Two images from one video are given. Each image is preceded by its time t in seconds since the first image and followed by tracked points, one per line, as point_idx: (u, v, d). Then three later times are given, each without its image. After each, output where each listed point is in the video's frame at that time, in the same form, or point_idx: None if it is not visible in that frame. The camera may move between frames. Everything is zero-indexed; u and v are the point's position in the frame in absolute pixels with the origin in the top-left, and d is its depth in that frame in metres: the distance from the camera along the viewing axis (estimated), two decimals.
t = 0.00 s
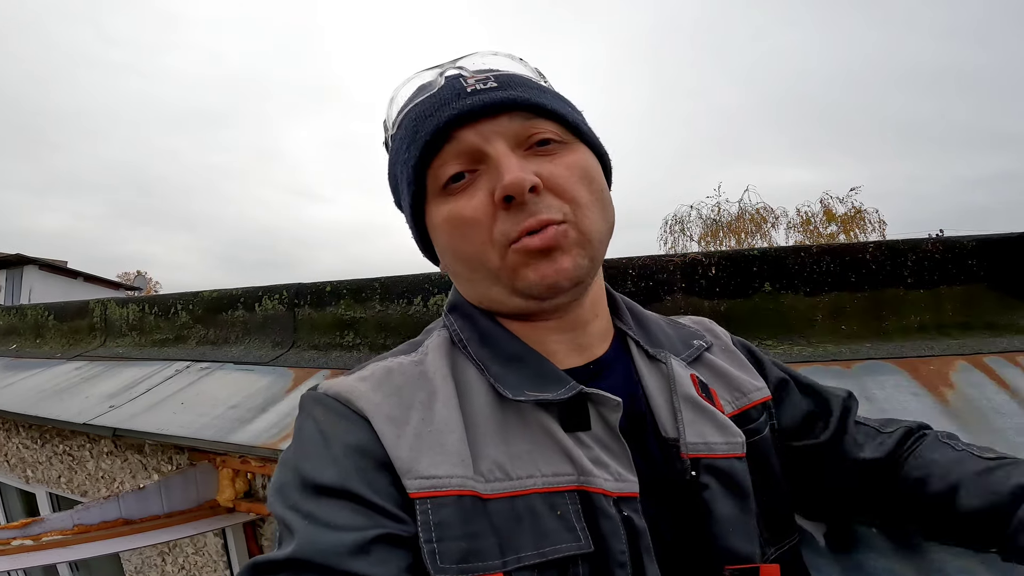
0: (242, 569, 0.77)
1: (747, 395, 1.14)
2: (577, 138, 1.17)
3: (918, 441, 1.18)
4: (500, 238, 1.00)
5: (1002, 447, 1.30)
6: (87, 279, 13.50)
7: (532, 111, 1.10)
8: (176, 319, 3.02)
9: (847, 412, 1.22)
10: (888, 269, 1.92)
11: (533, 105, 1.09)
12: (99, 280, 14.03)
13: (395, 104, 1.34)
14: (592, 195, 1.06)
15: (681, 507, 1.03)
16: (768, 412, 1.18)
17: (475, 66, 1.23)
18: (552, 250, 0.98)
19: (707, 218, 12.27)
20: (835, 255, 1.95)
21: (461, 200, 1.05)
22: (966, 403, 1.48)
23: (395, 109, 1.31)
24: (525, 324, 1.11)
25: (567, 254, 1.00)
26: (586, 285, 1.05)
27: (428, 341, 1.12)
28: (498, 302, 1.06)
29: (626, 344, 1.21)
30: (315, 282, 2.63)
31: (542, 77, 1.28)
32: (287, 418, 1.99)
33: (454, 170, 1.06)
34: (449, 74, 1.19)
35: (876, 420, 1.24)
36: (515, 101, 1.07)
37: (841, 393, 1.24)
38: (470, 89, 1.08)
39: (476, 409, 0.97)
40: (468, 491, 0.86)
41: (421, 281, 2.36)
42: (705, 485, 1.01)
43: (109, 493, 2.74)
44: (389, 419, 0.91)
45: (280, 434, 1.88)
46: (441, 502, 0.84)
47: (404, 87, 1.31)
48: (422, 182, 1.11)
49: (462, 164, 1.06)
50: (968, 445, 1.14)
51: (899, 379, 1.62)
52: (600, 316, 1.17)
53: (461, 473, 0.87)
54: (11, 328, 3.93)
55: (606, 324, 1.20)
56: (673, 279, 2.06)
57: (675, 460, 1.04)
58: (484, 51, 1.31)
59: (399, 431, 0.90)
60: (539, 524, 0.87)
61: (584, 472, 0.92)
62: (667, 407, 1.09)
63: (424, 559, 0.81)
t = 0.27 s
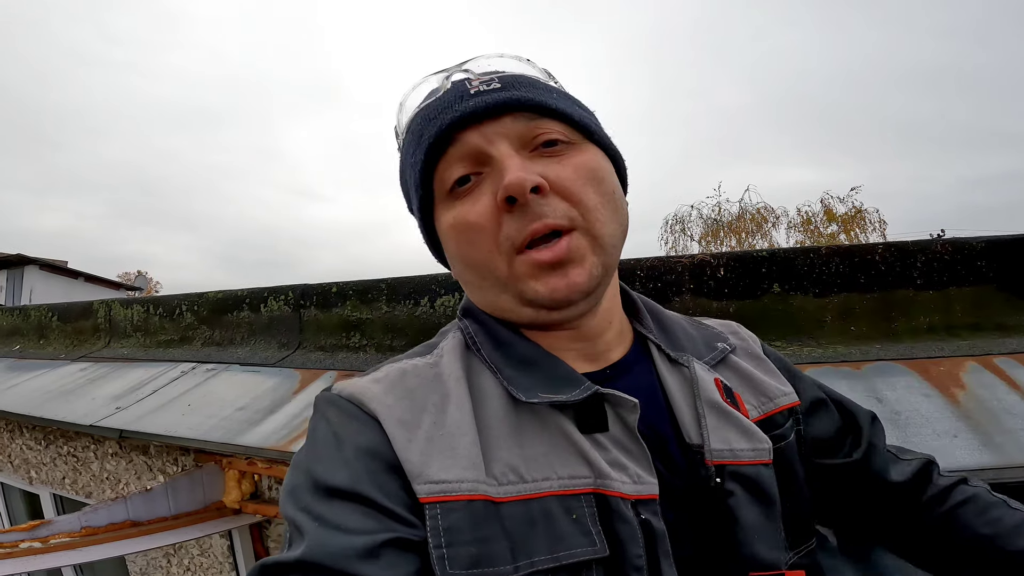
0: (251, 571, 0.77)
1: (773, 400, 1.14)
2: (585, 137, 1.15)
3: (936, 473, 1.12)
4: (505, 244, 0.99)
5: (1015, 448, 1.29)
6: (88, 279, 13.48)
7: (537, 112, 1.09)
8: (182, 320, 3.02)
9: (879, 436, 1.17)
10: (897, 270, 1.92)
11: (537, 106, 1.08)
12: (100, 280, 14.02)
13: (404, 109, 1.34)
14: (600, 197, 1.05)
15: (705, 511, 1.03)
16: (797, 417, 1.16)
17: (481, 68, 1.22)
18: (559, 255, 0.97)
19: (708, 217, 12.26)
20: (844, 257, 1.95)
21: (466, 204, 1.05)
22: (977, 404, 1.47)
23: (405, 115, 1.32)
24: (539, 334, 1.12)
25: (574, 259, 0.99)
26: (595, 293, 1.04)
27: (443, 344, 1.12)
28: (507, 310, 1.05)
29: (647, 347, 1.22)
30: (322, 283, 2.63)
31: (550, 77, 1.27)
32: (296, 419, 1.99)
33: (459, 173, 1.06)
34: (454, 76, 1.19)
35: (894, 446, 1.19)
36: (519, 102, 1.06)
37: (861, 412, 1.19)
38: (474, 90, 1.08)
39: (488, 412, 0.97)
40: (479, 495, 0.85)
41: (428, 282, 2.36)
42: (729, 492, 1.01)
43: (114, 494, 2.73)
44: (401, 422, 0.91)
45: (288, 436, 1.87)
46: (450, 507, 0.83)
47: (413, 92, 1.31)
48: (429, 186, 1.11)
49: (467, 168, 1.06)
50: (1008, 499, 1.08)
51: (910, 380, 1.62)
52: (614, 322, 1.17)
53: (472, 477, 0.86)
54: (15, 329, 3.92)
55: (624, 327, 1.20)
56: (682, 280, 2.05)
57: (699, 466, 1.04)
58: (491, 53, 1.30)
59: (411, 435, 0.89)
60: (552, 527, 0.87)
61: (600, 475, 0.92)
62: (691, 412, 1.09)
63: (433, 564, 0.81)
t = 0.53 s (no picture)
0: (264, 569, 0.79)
1: (773, 401, 1.16)
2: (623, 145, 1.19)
3: (908, 491, 1.16)
4: (535, 236, 1.00)
5: (1002, 448, 1.31)
6: (88, 279, 13.51)
7: (582, 114, 1.12)
8: (183, 321, 3.04)
9: (860, 450, 1.19)
10: (890, 272, 1.94)
11: (583, 108, 1.11)
12: (100, 280, 14.05)
13: (447, 92, 1.34)
14: (633, 204, 1.08)
15: (716, 509, 1.06)
16: (796, 418, 1.17)
17: (530, 66, 1.25)
18: (588, 253, 0.99)
19: (707, 217, 12.28)
20: (838, 258, 1.97)
21: (501, 193, 1.05)
22: (966, 404, 1.49)
23: (448, 98, 1.32)
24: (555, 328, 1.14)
25: (601, 259, 1.01)
26: (614, 294, 1.06)
27: (455, 342, 1.14)
28: (525, 302, 1.06)
29: (654, 349, 1.25)
30: (322, 284, 2.65)
31: (593, 85, 1.30)
32: (296, 418, 2.01)
33: (499, 162, 1.07)
34: (504, 70, 1.20)
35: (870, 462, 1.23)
36: (567, 102, 1.09)
37: (845, 418, 1.23)
38: (524, 85, 1.10)
39: (500, 411, 0.99)
40: (494, 494, 0.87)
41: (427, 283, 2.38)
42: (737, 488, 1.04)
43: (117, 493, 2.76)
44: (416, 421, 0.93)
45: (289, 435, 1.90)
46: (466, 505, 0.85)
47: (458, 79, 1.31)
48: (465, 171, 1.11)
49: (506, 157, 1.07)
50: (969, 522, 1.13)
51: (901, 381, 1.64)
52: (625, 322, 1.20)
53: (487, 476, 0.88)
54: (16, 329, 3.95)
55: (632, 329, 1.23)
56: (678, 280, 2.07)
57: (708, 462, 1.07)
58: (539, 52, 1.32)
59: (426, 433, 0.91)
60: (565, 525, 0.89)
61: (610, 474, 0.94)
62: (698, 411, 1.12)
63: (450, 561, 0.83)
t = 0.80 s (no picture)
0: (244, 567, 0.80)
1: (749, 406, 1.18)
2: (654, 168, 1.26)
3: (873, 495, 1.20)
4: (572, 220, 1.00)
5: (975, 450, 1.35)
6: (89, 278, 13.57)
7: (635, 128, 1.17)
8: (179, 320, 3.07)
9: (828, 454, 1.22)
10: (875, 273, 1.96)
11: (639, 123, 1.17)
12: (101, 279, 14.12)
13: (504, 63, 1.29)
14: (659, 219, 1.14)
15: (686, 511, 1.07)
16: (770, 422, 1.20)
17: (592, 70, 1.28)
18: (618, 248, 1.01)
19: (706, 217, 12.29)
20: (823, 259, 1.99)
21: (548, 171, 1.04)
22: (944, 405, 1.53)
23: (506, 67, 1.27)
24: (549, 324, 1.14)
25: (626, 256, 1.03)
26: (621, 293, 1.08)
27: (441, 341, 1.11)
28: (537, 283, 1.05)
29: (635, 352, 1.24)
30: (315, 284, 2.68)
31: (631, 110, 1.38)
32: (287, 417, 2.04)
33: (554, 141, 1.07)
34: (575, 65, 1.22)
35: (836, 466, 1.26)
36: (631, 112, 1.14)
37: (812, 420, 1.25)
38: (599, 85, 1.13)
39: (485, 413, 0.98)
40: (478, 497, 0.87)
41: (418, 284, 2.41)
42: (712, 491, 1.05)
43: (113, 491, 2.79)
44: (401, 422, 0.92)
45: (280, 434, 1.92)
46: (450, 508, 0.85)
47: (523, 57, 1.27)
48: (513, 142, 1.08)
49: (562, 140, 1.07)
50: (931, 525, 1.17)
51: (881, 382, 1.67)
52: (613, 331, 1.20)
53: (471, 478, 0.88)
54: (15, 329, 3.99)
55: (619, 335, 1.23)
56: (666, 281, 2.09)
57: (685, 465, 1.07)
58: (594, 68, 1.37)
59: (412, 434, 0.91)
60: (547, 527, 0.89)
61: (592, 478, 0.94)
62: (677, 414, 1.13)
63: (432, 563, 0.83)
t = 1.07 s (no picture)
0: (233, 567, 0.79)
1: (735, 412, 1.19)
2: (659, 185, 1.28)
3: (855, 500, 1.22)
4: (581, 226, 1.01)
5: (961, 454, 1.37)
6: (90, 277, 13.61)
7: (647, 143, 1.19)
8: (176, 321, 3.08)
9: (811, 459, 1.24)
10: (867, 275, 1.97)
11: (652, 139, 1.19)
12: (102, 278, 14.14)
13: (526, 66, 1.29)
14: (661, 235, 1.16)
15: (670, 515, 1.09)
16: (756, 428, 1.21)
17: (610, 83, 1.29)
18: (622, 258, 1.02)
19: (706, 216, 12.29)
20: (816, 262, 2.00)
21: (562, 174, 1.04)
22: (931, 409, 1.55)
23: (529, 69, 1.27)
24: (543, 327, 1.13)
25: (629, 267, 1.04)
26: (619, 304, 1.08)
27: (431, 345, 1.10)
28: (538, 286, 1.04)
29: (625, 358, 1.25)
30: (311, 285, 2.69)
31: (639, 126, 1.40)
32: (282, 418, 2.05)
33: (570, 146, 1.07)
34: (597, 75, 1.23)
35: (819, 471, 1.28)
36: (645, 128, 1.16)
37: (796, 426, 1.28)
38: (619, 98, 1.14)
39: (476, 418, 0.98)
40: (469, 500, 0.88)
41: (413, 285, 2.42)
42: (698, 496, 1.06)
43: (111, 490, 2.80)
44: (392, 425, 0.91)
45: (274, 434, 1.94)
46: (441, 511, 0.85)
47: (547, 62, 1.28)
48: (530, 143, 1.08)
49: (578, 145, 1.08)
50: (912, 530, 1.19)
51: (870, 385, 1.69)
52: (606, 336, 1.20)
53: (462, 483, 0.89)
54: (14, 329, 4.00)
55: (610, 342, 1.23)
56: (659, 284, 2.11)
57: (671, 471, 1.09)
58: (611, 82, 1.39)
59: (403, 437, 0.90)
60: (534, 531, 0.90)
61: (581, 483, 0.95)
62: (665, 420, 1.14)
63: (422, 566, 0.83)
